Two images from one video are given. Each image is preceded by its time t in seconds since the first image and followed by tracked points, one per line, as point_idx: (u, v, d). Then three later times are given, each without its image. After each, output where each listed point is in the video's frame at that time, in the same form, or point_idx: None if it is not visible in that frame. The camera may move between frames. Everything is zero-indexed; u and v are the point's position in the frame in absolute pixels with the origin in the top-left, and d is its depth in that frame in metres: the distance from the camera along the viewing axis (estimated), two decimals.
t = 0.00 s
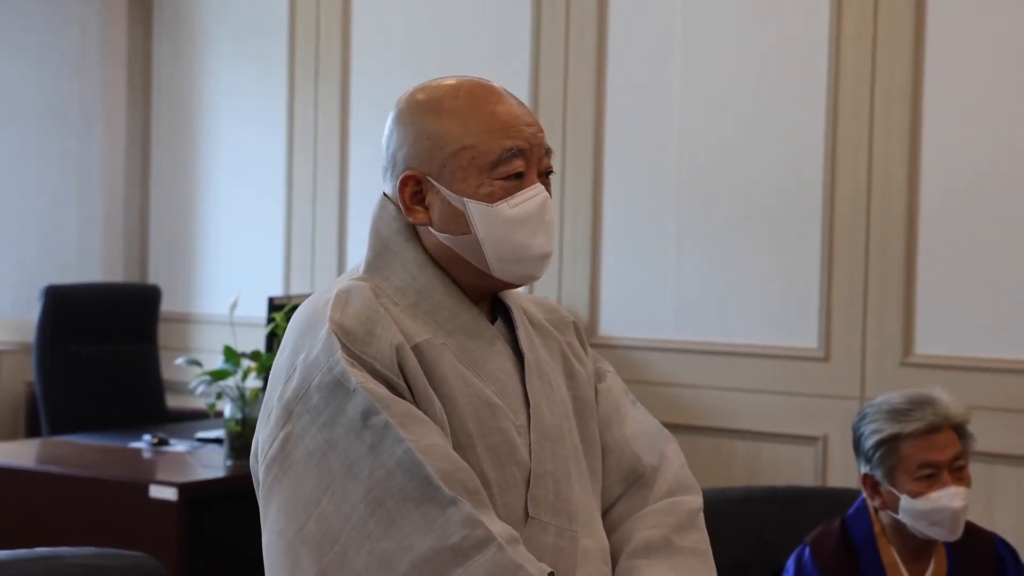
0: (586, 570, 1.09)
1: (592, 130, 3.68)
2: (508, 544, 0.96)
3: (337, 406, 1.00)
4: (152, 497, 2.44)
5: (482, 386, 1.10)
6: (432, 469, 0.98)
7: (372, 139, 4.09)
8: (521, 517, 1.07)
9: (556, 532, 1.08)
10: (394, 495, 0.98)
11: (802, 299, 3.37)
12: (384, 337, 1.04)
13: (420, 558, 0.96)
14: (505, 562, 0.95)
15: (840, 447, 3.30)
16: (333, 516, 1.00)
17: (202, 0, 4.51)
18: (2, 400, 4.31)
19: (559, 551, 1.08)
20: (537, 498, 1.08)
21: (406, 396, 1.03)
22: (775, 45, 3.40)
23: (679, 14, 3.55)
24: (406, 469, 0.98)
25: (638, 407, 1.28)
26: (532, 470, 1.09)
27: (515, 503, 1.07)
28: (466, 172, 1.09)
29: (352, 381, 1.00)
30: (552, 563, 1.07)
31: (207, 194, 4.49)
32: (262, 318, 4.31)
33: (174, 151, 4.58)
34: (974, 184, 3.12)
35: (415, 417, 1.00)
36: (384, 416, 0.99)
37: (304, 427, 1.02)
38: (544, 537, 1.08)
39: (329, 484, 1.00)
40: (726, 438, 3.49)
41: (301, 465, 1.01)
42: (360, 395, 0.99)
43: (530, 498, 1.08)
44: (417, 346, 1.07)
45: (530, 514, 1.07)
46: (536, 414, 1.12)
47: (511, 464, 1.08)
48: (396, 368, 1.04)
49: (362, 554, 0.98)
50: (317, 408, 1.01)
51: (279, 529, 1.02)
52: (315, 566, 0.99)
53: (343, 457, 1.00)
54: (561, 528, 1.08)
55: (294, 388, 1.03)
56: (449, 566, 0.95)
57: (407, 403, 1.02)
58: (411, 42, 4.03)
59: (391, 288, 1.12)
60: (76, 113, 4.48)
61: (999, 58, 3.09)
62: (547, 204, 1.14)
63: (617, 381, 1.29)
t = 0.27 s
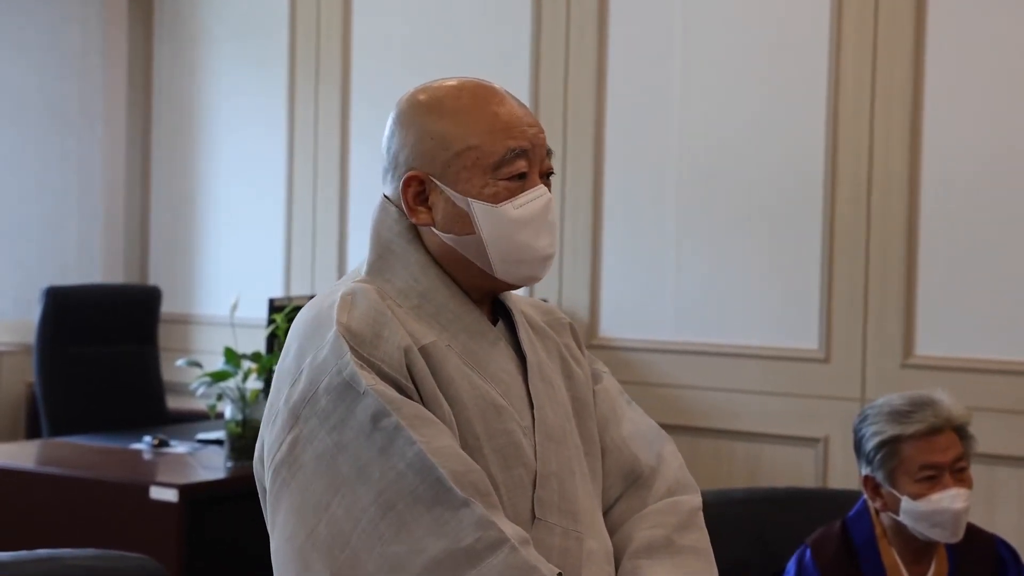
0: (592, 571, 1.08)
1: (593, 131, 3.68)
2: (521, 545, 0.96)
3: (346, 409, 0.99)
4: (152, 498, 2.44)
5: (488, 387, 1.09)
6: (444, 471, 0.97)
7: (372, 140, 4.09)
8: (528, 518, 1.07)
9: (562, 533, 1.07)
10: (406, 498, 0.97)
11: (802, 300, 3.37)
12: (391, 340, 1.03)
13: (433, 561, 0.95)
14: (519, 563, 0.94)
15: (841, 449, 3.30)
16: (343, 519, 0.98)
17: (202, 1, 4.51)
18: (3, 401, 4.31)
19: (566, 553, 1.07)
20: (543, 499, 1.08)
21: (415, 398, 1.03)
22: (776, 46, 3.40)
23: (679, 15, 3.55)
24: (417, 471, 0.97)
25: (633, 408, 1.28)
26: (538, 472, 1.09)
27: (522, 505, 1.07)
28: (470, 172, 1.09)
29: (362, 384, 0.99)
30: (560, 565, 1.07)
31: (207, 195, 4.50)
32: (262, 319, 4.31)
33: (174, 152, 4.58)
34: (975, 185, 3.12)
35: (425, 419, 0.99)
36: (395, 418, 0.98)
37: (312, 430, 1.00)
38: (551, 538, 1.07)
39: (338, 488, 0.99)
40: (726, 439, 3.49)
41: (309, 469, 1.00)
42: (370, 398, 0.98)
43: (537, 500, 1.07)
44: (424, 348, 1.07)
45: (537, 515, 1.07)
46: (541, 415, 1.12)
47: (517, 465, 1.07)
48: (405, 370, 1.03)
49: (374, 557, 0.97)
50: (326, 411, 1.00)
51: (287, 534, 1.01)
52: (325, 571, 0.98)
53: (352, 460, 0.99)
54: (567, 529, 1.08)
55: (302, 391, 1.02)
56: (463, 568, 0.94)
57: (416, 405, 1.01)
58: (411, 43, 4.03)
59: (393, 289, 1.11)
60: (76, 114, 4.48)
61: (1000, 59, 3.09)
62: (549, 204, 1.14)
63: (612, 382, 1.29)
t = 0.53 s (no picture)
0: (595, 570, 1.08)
1: (593, 131, 3.68)
2: (527, 544, 0.95)
3: (350, 410, 0.99)
4: (152, 498, 2.44)
5: (491, 387, 1.09)
6: (450, 470, 0.96)
7: (372, 141, 4.10)
8: (531, 517, 1.07)
9: (565, 532, 1.07)
10: (411, 498, 0.96)
11: (802, 300, 3.37)
12: (394, 340, 1.03)
13: (439, 561, 0.95)
14: (526, 562, 0.94)
15: (841, 449, 3.30)
16: (349, 520, 0.98)
17: (202, 2, 4.51)
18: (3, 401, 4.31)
19: (568, 552, 1.07)
20: (546, 498, 1.08)
21: (418, 398, 1.03)
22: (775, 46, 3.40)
23: (679, 15, 3.56)
24: (423, 471, 0.96)
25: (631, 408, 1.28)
26: (541, 470, 1.08)
27: (524, 504, 1.07)
28: (470, 170, 1.09)
29: (367, 384, 0.98)
30: (563, 565, 1.07)
31: (207, 195, 4.50)
32: (262, 319, 4.31)
33: (174, 152, 4.58)
34: (975, 185, 3.12)
35: (430, 419, 0.99)
36: (401, 418, 0.98)
37: (316, 431, 1.00)
38: (554, 537, 1.07)
39: (343, 489, 0.98)
40: (726, 440, 3.49)
41: (313, 469, 1.00)
42: (375, 398, 0.98)
43: (540, 499, 1.07)
44: (426, 348, 1.07)
45: (540, 514, 1.07)
46: (542, 414, 1.12)
47: (520, 464, 1.07)
48: (408, 370, 1.03)
49: (380, 558, 0.96)
50: (330, 412, 0.99)
51: (291, 535, 1.00)
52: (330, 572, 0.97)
53: (357, 460, 0.98)
54: (569, 528, 1.08)
55: (305, 392, 1.01)
56: (469, 568, 0.94)
57: (420, 404, 1.01)
58: (411, 43, 4.03)
59: (394, 289, 1.11)
60: (76, 113, 4.48)
61: (999, 59, 3.09)
62: (549, 202, 1.14)
63: (609, 381, 1.29)
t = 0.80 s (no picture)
0: (596, 571, 1.08)
1: (593, 131, 3.68)
2: (528, 545, 0.95)
3: (351, 412, 0.99)
4: (152, 499, 2.44)
5: (491, 389, 1.09)
6: (451, 472, 0.96)
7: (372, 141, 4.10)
8: (532, 518, 1.07)
9: (566, 533, 1.07)
10: (413, 500, 0.96)
11: (802, 300, 3.37)
12: (395, 341, 1.03)
13: (440, 562, 0.95)
14: (527, 564, 0.93)
15: (841, 449, 3.30)
16: (350, 522, 0.98)
17: (202, 2, 4.51)
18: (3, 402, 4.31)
19: (569, 552, 1.07)
20: (547, 499, 1.08)
21: (419, 399, 1.02)
22: (775, 46, 3.40)
23: (678, 15, 3.56)
24: (424, 473, 0.96)
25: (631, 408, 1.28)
26: (542, 471, 1.08)
27: (526, 505, 1.07)
28: (472, 171, 1.09)
29: (368, 386, 0.98)
30: (564, 565, 1.07)
31: (207, 196, 4.50)
32: (263, 319, 4.31)
33: (174, 153, 4.58)
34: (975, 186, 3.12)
35: (432, 420, 0.99)
36: (402, 420, 0.97)
37: (317, 433, 1.00)
38: (555, 538, 1.07)
39: (344, 491, 0.98)
40: (726, 440, 3.49)
41: (314, 471, 0.99)
42: (376, 400, 0.98)
43: (540, 500, 1.07)
44: (427, 350, 1.06)
45: (541, 515, 1.07)
46: (543, 415, 1.12)
47: (521, 465, 1.07)
48: (409, 372, 1.02)
49: (382, 559, 0.96)
50: (331, 413, 0.99)
51: (293, 537, 1.00)
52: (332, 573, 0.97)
53: (359, 462, 0.98)
54: (570, 528, 1.08)
55: (305, 393, 1.01)
56: (471, 570, 0.94)
57: (421, 405, 1.01)
58: (411, 43, 4.03)
59: (395, 291, 1.11)
60: (76, 114, 4.48)
61: (999, 59, 3.09)
62: (551, 204, 1.14)
63: (610, 381, 1.29)
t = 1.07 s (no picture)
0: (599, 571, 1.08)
1: (593, 132, 3.68)
2: (530, 546, 0.94)
3: (354, 412, 0.98)
4: (153, 499, 2.44)
5: (494, 389, 1.09)
6: (454, 472, 0.95)
7: (372, 142, 4.10)
8: (534, 519, 1.06)
9: (569, 533, 1.07)
10: (414, 500, 0.95)
11: (802, 301, 3.37)
12: (398, 341, 1.02)
13: (442, 562, 0.93)
14: (528, 565, 0.92)
15: (841, 449, 3.30)
16: (352, 522, 0.97)
17: (202, 2, 4.51)
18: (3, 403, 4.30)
19: (572, 552, 1.07)
20: (550, 499, 1.07)
21: (422, 399, 1.01)
22: (775, 46, 3.40)
23: (678, 16, 3.56)
24: (427, 473, 0.95)
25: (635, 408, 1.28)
26: (545, 472, 1.08)
27: (529, 505, 1.06)
28: (480, 172, 1.08)
29: (370, 386, 0.97)
30: (567, 566, 1.06)
31: (207, 196, 4.50)
32: (263, 320, 4.31)
33: (175, 154, 4.58)
34: (975, 187, 3.12)
35: (435, 421, 0.98)
36: (404, 421, 0.96)
37: (320, 433, 0.99)
38: (558, 539, 1.06)
39: (347, 491, 0.97)
40: (726, 440, 3.49)
41: (316, 471, 0.99)
42: (378, 400, 0.97)
43: (543, 500, 1.07)
44: (430, 350, 1.05)
45: (543, 516, 1.06)
46: (546, 416, 1.11)
47: (523, 466, 1.07)
48: (412, 372, 1.01)
49: (383, 560, 0.95)
50: (333, 413, 0.98)
51: (296, 537, 0.99)
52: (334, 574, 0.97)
53: (361, 462, 0.97)
54: (573, 529, 1.07)
55: (308, 393, 1.00)
56: (473, 571, 0.92)
57: (424, 406, 1.00)
58: (411, 44, 4.04)
59: (398, 292, 1.10)
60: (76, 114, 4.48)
61: (999, 60, 3.09)
62: (557, 206, 1.13)
63: (614, 382, 1.29)
